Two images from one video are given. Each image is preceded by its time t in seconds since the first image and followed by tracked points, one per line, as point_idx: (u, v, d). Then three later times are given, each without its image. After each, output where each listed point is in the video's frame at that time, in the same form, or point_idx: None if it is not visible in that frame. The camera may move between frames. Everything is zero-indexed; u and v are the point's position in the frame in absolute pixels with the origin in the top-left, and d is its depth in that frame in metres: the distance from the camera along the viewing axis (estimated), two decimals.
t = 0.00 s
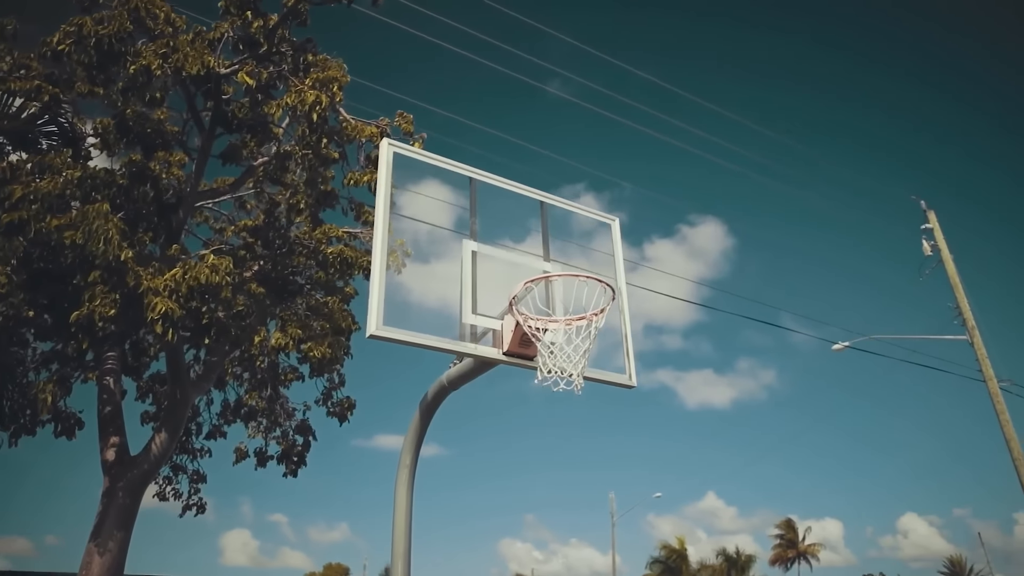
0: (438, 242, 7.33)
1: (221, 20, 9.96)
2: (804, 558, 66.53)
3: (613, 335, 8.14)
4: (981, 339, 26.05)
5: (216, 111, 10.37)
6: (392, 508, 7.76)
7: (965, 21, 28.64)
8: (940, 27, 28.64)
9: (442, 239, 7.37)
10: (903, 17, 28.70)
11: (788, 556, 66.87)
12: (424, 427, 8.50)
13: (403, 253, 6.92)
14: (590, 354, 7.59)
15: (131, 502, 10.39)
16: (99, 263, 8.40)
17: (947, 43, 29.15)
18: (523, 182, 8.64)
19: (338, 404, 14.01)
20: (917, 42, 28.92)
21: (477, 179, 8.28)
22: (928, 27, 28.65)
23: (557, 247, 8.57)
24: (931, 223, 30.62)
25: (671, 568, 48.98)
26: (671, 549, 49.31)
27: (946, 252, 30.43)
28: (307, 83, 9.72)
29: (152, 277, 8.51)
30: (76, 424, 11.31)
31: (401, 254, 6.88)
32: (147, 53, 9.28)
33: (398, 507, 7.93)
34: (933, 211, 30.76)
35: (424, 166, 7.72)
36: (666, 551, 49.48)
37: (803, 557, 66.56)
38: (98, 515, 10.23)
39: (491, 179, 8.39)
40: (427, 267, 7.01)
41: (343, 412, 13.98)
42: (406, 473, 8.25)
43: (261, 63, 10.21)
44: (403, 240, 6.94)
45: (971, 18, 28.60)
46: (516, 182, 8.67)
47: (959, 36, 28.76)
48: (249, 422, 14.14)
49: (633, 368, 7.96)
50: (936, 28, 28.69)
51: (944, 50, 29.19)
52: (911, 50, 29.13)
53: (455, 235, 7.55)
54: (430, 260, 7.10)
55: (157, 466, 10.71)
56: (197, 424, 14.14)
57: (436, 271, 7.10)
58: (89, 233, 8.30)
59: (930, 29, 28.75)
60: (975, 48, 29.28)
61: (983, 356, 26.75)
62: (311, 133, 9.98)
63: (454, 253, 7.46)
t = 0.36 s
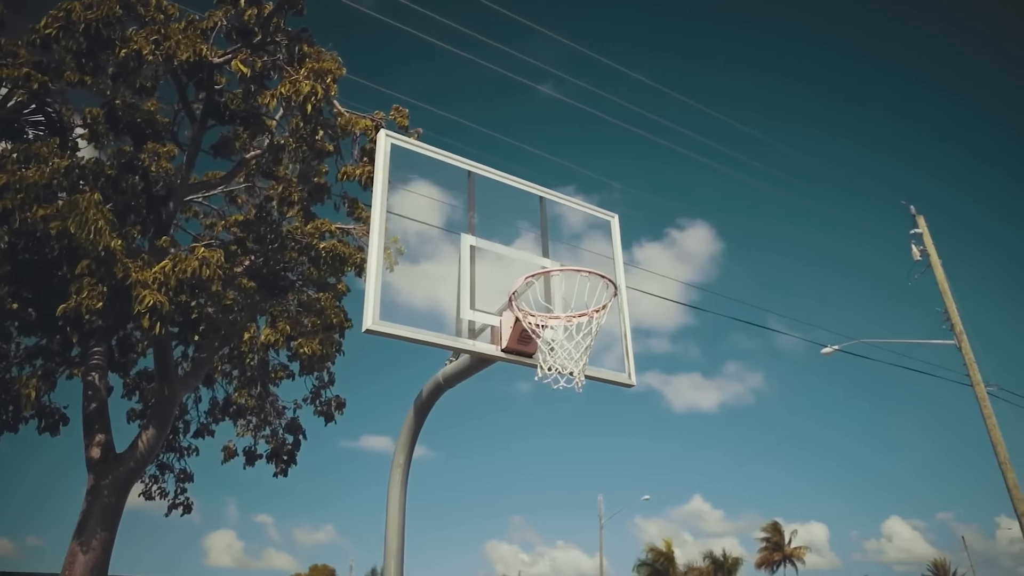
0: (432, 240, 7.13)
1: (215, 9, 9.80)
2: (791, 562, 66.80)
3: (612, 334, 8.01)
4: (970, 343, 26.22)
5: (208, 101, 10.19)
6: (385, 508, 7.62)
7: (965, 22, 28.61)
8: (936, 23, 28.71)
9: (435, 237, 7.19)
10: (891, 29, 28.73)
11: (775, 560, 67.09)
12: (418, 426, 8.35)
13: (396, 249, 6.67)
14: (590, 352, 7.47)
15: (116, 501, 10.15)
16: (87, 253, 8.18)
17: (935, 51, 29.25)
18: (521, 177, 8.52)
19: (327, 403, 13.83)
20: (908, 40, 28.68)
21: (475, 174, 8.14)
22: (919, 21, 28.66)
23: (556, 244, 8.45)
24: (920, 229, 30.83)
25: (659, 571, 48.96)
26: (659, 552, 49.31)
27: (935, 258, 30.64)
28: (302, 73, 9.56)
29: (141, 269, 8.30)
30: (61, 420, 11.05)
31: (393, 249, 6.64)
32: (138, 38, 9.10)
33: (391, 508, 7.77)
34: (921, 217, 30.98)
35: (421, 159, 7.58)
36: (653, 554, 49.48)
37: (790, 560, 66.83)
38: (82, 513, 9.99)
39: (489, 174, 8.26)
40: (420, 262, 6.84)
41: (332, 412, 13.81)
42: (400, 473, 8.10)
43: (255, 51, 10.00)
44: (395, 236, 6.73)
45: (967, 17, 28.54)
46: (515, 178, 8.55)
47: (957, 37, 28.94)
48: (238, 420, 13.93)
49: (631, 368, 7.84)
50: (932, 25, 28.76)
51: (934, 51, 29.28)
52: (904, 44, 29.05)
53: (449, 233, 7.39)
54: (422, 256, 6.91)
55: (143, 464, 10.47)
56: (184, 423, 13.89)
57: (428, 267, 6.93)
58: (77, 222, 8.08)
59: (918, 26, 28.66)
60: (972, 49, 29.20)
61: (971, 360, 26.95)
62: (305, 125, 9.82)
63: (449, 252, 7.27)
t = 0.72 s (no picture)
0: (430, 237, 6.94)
1: None
2: (776, 565, 67.07)
3: (610, 331, 7.87)
4: (958, 348, 26.38)
5: (199, 92, 10.04)
6: (377, 506, 7.46)
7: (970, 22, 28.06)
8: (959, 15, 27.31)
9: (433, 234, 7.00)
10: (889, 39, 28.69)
11: (760, 563, 67.32)
12: (411, 424, 8.19)
13: (388, 245, 6.47)
14: (590, 349, 7.35)
15: (99, 500, 9.91)
16: (73, 243, 7.96)
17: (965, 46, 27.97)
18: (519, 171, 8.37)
19: (315, 401, 13.61)
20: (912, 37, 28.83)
21: (472, 167, 7.99)
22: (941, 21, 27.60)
23: (554, 239, 8.30)
24: (908, 235, 31.00)
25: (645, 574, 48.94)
26: (645, 555, 49.30)
27: (923, 263, 30.84)
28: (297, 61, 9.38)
29: (129, 260, 8.10)
30: (44, 415, 10.78)
31: (386, 245, 6.44)
32: (128, 22, 8.93)
33: (384, 507, 7.62)
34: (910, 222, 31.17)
35: (418, 150, 7.42)
36: (639, 557, 49.47)
37: (775, 563, 67.10)
38: (63, 512, 9.74)
39: (486, 166, 8.11)
40: (418, 259, 6.64)
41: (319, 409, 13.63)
42: (392, 471, 7.94)
43: (248, 40, 9.82)
44: (387, 232, 6.55)
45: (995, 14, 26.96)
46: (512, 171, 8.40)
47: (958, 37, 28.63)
48: (225, 418, 13.74)
49: (630, 366, 7.70)
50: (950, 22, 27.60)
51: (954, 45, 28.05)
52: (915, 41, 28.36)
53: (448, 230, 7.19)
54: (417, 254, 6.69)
55: (128, 461, 10.22)
56: (170, 421, 13.62)
57: (427, 263, 6.74)
58: (65, 209, 7.87)
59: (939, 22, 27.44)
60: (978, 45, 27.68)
61: (958, 365, 27.12)
62: (298, 116, 9.64)
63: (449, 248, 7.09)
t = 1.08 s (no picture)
0: (425, 234, 6.77)
1: None
2: (762, 567, 67.36)
3: (608, 329, 7.77)
4: (944, 352, 26.61)
5: (191, 82, 9.86)
6: (370, 506, 7.32)
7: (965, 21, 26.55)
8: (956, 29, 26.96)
9: (432, 231, 6.86)
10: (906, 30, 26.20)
11: (746, 566, 67.56)
12: (405, 422, 8.06)
13: (381, 241, 6.29)
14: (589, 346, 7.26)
15: (83, 499, 9.68)
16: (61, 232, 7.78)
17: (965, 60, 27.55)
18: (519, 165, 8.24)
19: (304, 400, 13.44)
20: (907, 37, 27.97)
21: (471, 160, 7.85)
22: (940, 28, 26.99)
23: (553, 234, 8.18)
24: (896, 240, 31.23)
25: None
26: (632, 557, 49.33)
27: (910, 268, 31.07)
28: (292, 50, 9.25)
29: (119, 252, 7.95)
30: (29, 410, 10.57)
31: (381, 240, 6.28)
32: (119, 7, 8.76)
33: (376, 506, 7.48)
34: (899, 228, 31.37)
35: (416, 141, 7.28)
36: (626, 559, 49.51)
37: (762, 566, 67.39)
38: (47, 510, 9.53)
39: (485, 160, 7.97)
40: (407, 259, 6.44)
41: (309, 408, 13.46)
42: (385, 470, 7.80)
43: (242, 29, 9.67)
44: (386, 225, 6.43)
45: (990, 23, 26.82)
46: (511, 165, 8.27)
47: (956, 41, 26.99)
48: (213, 416, 13.52)
49: (628, 364, 7.60)
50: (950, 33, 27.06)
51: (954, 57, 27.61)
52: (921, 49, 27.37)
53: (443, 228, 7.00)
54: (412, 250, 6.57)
55: (114, 459, 10.01)
56: (157, 418, 13.39)
57: (418, 264, 6.55)
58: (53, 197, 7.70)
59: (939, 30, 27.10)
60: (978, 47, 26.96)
61: (945, 369, 27.34)
62: (292, 108, 9.49)
63: (444, 247, 6.91)
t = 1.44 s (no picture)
0: (414, 235, 6.49)
1: None
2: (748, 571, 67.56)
3: (608, 326, 7.65)
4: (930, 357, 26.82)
5: (183, 71, 9.68)
6: (363, 504, 7.15)
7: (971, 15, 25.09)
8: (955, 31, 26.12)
9: (421, 232, 6.58)
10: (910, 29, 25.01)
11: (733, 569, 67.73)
12: (400, 420, 7.91)
13: (378, 233, 6.12)
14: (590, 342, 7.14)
15: (68, 496, 9.45)
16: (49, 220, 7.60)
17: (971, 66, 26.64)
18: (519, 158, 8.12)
19: (294, 397, 13.23)
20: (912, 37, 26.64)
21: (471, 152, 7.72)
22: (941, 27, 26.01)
23: (553, 229, 8.05)
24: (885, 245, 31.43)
25: None
26: (619, 560, 49.25)
27: (899, 273, 31.27)
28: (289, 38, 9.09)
29: (109, 242, 7.81)
30: (14, 405, 10.36)
31: (376, 235, 6.06)
32: None
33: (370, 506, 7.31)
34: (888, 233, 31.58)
35: (416, 131, 7.15)
36: (613, 562, 49.42)
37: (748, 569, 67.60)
38: (30, 508, 9.29)
39: (486, 152, 7.85)
40: (396, 259, 6.14)
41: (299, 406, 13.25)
42: (380, 468, 7.62)
43: (237, 16, 9.50)
44: (385, 216, 6.28)
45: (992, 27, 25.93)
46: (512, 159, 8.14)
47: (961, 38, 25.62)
48: (201, 413, 13.27)
49: (628, 361, 7.49)
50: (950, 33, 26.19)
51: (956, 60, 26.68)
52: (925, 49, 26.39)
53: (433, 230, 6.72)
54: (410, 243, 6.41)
55: (100, 456, 9.78)
56: (144, 415, 13.13)
57: (408, 265, 6.26)
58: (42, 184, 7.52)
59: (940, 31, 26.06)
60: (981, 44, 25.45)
61: (932, 375, 27.51)
62: (288, 99, 9.32)
63: (431, 249, 6.63)
